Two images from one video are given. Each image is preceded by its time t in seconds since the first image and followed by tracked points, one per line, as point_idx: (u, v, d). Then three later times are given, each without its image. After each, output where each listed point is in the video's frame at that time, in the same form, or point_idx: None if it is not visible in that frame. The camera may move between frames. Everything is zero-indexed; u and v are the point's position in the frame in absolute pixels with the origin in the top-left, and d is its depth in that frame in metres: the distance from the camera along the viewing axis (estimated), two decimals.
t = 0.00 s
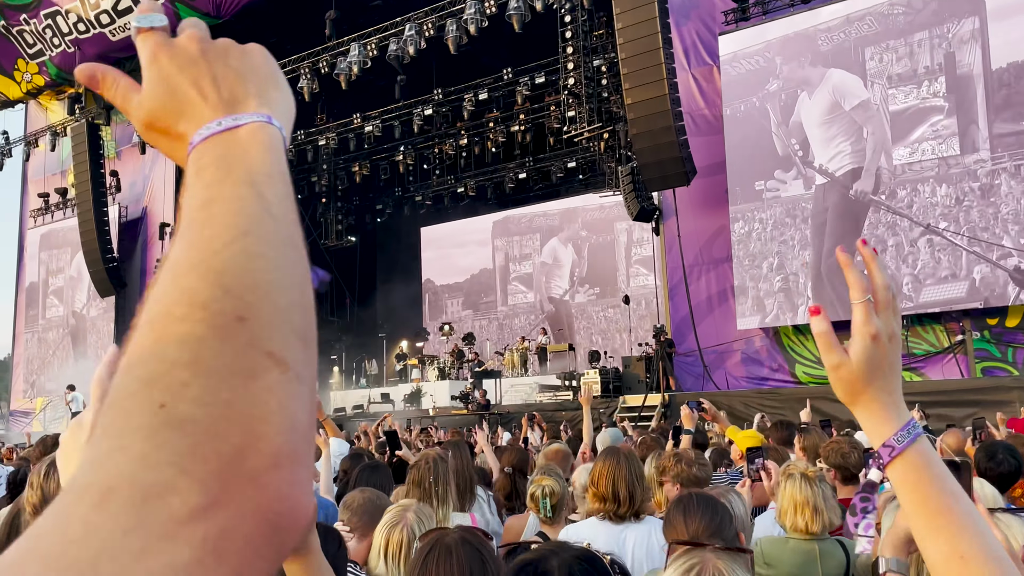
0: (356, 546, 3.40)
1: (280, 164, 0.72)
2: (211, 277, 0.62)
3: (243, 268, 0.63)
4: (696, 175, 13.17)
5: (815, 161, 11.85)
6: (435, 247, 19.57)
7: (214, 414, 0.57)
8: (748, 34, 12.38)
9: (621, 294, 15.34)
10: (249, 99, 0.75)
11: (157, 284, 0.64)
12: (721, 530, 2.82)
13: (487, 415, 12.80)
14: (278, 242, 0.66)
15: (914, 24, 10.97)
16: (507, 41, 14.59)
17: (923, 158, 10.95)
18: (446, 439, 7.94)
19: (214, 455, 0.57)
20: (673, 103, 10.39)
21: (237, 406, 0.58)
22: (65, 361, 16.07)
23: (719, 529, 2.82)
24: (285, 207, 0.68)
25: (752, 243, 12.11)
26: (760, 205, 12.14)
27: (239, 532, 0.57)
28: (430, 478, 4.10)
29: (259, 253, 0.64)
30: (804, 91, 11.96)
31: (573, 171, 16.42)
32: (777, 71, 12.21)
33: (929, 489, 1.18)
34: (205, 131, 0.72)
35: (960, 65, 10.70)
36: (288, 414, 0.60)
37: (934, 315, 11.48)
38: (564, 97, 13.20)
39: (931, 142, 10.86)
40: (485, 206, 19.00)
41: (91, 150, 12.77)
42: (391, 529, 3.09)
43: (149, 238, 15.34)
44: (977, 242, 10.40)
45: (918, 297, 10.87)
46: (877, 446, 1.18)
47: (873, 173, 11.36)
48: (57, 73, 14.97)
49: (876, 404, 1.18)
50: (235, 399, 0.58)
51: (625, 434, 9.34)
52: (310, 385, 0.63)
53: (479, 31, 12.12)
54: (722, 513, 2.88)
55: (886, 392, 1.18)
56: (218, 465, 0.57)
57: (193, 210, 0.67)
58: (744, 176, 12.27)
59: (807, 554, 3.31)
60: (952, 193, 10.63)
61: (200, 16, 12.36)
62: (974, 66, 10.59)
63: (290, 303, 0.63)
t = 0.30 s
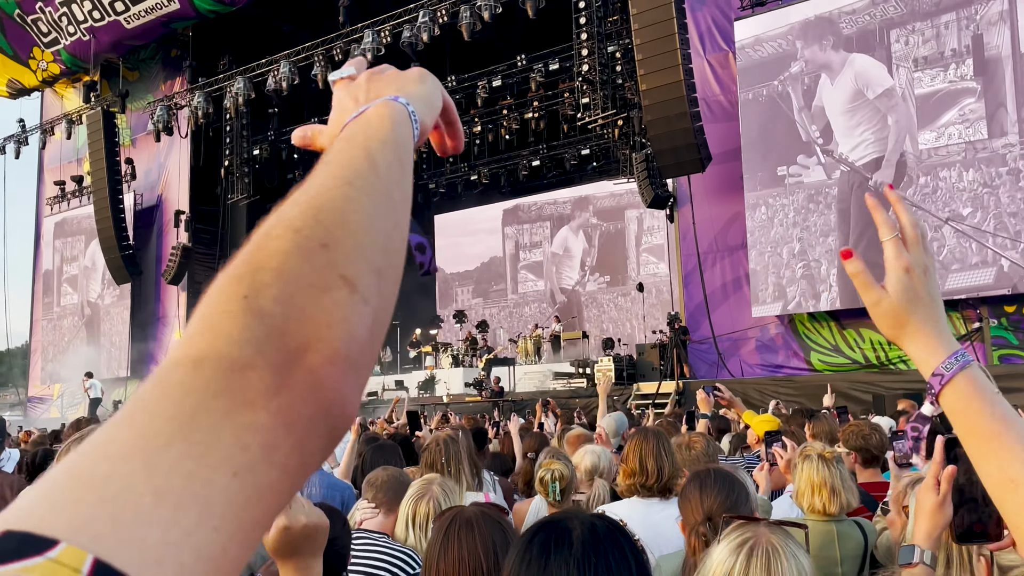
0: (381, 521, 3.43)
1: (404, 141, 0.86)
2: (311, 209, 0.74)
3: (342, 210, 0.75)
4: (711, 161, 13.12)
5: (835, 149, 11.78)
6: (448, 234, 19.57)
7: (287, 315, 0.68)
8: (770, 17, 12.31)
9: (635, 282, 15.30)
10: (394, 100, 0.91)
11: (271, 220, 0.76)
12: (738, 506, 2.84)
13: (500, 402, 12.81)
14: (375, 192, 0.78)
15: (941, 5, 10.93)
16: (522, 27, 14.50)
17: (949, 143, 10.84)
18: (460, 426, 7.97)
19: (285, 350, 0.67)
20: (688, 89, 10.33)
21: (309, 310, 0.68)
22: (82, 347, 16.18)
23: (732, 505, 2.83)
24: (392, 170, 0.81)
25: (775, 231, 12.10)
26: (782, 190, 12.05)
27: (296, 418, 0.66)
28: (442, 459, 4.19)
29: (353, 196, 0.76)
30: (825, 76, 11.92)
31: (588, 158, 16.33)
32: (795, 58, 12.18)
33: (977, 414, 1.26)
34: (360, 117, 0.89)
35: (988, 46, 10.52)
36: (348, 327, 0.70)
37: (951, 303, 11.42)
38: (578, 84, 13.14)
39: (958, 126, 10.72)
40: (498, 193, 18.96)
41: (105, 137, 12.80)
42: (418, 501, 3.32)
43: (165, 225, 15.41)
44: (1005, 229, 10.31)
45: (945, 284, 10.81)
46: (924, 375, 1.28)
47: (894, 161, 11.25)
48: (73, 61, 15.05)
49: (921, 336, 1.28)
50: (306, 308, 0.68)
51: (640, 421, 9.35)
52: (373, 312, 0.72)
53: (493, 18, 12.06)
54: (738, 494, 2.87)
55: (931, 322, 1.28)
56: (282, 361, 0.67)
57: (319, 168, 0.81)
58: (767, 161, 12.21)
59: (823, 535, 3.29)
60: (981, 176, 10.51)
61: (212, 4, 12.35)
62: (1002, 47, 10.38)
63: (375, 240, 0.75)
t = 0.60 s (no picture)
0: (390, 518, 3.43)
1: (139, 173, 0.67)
2: (200, 274, 0.60)
3: (213, 262, 0.61)
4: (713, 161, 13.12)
5: (844, 152, 11.79)
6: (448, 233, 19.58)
7: (305, 371, 0.59)
8: (781, 15, 12.26)
9: (635, 282, 15.31)
10: (72, 138, 0.67)
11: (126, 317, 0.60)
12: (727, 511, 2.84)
13: (501, 400, 12.79)
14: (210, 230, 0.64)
15: (952, 3, 10.94)
16: (524, 25, 14.53)
17: (960, 143, 10.87)
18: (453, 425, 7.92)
19: (324, 396, 0.60)
20: (691, 87, 10.34)
21: (312, 354, 0.60)
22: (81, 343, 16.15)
23: (721, 506, 2.83)
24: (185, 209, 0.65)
25: (782, 230, 12.07)
26: (789, 190, 12.08)
27: (377, 455, 0.61)
28: (443, 458, 4.20)
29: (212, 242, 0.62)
30: (838, 78, 11.88)
31: (589, 157, 16.35)
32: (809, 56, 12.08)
33: (949, 448, 1.27)
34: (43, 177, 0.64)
35: (1000, 46, 10.60)
36: (355, 355, 0.63)
37: (952, 304, 11.46)
38: (579, 82, 13.14)
39: (969, 126, 10.77)
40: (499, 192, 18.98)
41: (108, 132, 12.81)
42: (428, 495, 3.41)
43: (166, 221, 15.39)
44: (1016, 229, 10.37)
45: (954, 287, 10.78)
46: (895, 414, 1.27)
47: (910, 165, 11.21)
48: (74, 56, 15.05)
49: (894, 370, 1.26)
50: (309, 356, 0.60)
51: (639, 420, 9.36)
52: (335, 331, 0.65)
53: (495, 16, 12.10)
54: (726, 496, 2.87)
55: (903, 354, 1.27)
56: (323, 407, 0.59)
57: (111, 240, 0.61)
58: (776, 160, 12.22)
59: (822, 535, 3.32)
60: (992, 177, 10.55)
61: None
62: (1014, 47, 10.49)
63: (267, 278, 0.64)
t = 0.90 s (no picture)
0: (370, 534, 3.33)
1: (242, 243, 0.76)
2: (148, 338, 0.65)
3: (191, 332, 0.66)
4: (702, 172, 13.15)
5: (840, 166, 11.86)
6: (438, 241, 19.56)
7: (124, 461, 0.59)
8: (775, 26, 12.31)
9: (624, 291, 15.31)
10: (220, 203, 0.80)
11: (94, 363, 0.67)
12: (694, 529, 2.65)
13: (488, 409, 12.76)
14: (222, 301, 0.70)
15: (944, 15, 11.01)
16: (514, 35, 14.56)
17: (953, 154, 10.92)
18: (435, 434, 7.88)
19: (141, 483, 0.60)
20: (679, 99, 10.36)
21: (173, 437, 0.62)
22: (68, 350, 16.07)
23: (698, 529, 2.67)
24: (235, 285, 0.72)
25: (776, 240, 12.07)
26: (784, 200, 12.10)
27: (174, 553, 0.59)
28: (427, 472, 4.16)
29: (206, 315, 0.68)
30: (824, 91, 12.01)
31: (579, 166, 16.37)
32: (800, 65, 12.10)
33: (886, 376, 1.10)
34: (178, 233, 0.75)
35: (993, 57, 10.62)
36: (206, 462, 0.62)
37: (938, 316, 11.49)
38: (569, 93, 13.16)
39: (963, 138, 10.80)
40: (489, 201, 18.98)
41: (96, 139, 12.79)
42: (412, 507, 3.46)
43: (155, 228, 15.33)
44: (1008, 242, 10.43)
45: (946, 299, 10.83)
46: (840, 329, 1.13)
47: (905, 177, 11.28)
48: (63, 62, 15.03)
49: (850, 287, 1.13)
50: (161, 437, 0.61)
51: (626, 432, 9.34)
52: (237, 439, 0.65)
53: (485, 25, 12.12)
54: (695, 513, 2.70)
55: (866, 271, 1.13)
56: (138, 497, 0.59)
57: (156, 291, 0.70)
58: (768, 171, 12.23)
59: (804, 555, 3.31)
60: (986, 189, 10.61)
61: (206, 7, 12.36)
62: (1007, 59, 10.50)
63: (225, 363, 0.67)
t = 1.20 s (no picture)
0: (338, 554, 3.21)
1: (211, 342, 0.90)
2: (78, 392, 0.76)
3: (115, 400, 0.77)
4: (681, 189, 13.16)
5: (816, 189, 11.86)
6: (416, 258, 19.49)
7: None
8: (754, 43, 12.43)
9: (603, 308, 15.28)
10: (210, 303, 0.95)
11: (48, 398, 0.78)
12: (653, 548, 2.41)
13: (466, 428, 12.66)
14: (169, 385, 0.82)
15: (923, 33, 11.14)
16: (492, 52, 14.57)
17: (932, 171, 10.97)
18: (406, 454, 7.78)
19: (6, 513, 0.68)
20: (658, 116, 10.36)
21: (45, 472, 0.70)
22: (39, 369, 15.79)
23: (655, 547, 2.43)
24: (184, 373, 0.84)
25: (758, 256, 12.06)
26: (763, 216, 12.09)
27: None
28: (403, 493, 4.02)
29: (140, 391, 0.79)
30: (802, 111, 12.03)
31: (557, 183, 16.37)
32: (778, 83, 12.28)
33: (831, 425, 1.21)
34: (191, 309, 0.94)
35: (970, 76, 10.76)
36: (52, 525, 0.69)
37: (914, 332, 11.49)
38: (548, 110, 13.12)
39: (942, 155, 10.87)
40: (468, 217, 18.96)
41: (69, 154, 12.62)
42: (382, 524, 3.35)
43: (129, 244, 15.14)
44: (987, 259, 10.48)
45: (927, 315, 10.85)
46: (781, 381, 1.23)
47: (886, 198, 11.25)
48: (37, 77, 14.88)
49: (789, 339, 1.22)
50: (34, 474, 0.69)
51: (603, 451, 9.26)
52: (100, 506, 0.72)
53: (464, 42, 12.08)
54: (659, 528, 2.47)
55: (803, 323, 1.22)
56: None
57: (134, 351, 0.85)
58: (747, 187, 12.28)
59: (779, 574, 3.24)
60: (965, 206, 10.68)
61: (183, 22, 12.26)
62: (984, 77, 10.65)
63: (126, 436, 0.76)
